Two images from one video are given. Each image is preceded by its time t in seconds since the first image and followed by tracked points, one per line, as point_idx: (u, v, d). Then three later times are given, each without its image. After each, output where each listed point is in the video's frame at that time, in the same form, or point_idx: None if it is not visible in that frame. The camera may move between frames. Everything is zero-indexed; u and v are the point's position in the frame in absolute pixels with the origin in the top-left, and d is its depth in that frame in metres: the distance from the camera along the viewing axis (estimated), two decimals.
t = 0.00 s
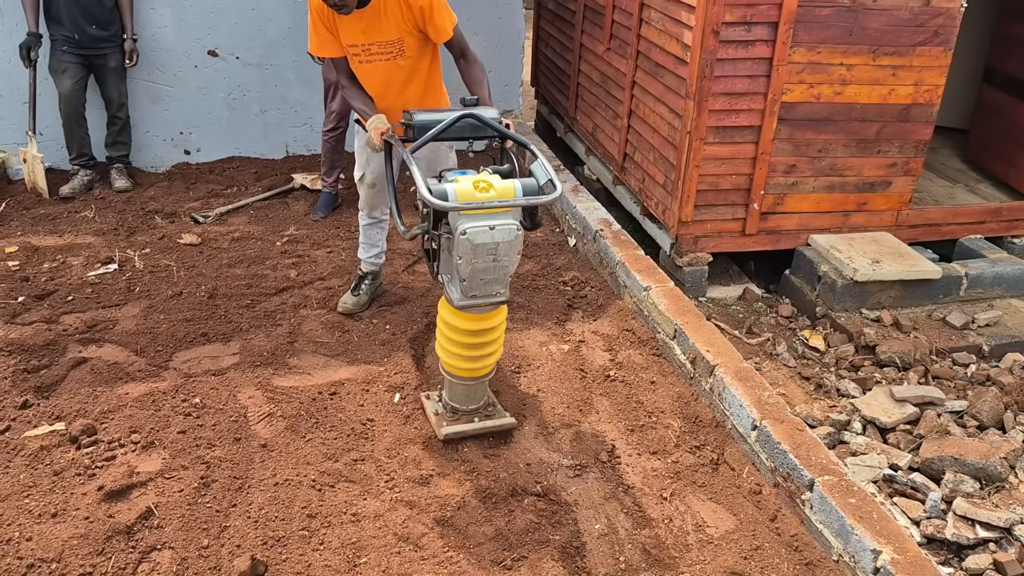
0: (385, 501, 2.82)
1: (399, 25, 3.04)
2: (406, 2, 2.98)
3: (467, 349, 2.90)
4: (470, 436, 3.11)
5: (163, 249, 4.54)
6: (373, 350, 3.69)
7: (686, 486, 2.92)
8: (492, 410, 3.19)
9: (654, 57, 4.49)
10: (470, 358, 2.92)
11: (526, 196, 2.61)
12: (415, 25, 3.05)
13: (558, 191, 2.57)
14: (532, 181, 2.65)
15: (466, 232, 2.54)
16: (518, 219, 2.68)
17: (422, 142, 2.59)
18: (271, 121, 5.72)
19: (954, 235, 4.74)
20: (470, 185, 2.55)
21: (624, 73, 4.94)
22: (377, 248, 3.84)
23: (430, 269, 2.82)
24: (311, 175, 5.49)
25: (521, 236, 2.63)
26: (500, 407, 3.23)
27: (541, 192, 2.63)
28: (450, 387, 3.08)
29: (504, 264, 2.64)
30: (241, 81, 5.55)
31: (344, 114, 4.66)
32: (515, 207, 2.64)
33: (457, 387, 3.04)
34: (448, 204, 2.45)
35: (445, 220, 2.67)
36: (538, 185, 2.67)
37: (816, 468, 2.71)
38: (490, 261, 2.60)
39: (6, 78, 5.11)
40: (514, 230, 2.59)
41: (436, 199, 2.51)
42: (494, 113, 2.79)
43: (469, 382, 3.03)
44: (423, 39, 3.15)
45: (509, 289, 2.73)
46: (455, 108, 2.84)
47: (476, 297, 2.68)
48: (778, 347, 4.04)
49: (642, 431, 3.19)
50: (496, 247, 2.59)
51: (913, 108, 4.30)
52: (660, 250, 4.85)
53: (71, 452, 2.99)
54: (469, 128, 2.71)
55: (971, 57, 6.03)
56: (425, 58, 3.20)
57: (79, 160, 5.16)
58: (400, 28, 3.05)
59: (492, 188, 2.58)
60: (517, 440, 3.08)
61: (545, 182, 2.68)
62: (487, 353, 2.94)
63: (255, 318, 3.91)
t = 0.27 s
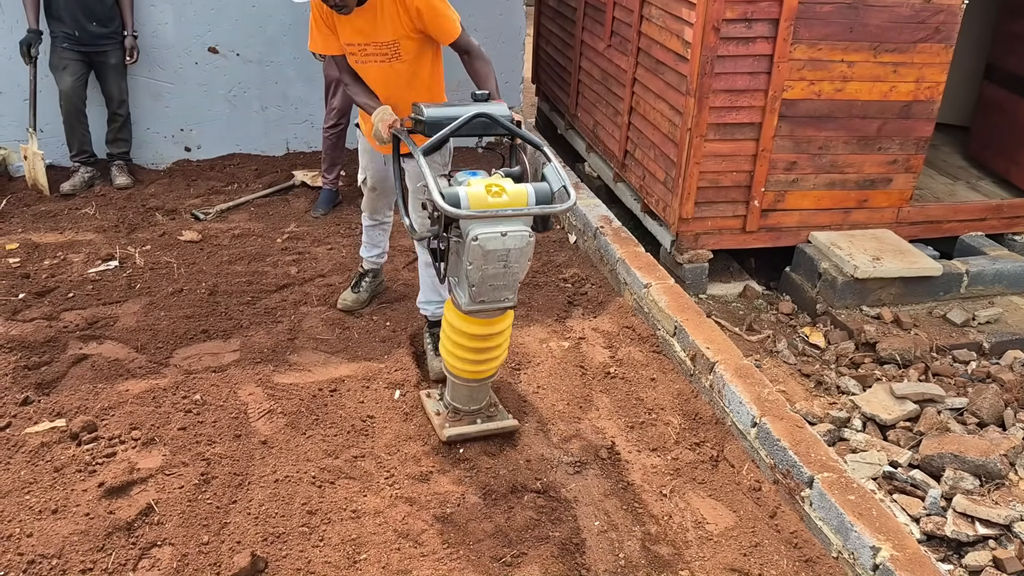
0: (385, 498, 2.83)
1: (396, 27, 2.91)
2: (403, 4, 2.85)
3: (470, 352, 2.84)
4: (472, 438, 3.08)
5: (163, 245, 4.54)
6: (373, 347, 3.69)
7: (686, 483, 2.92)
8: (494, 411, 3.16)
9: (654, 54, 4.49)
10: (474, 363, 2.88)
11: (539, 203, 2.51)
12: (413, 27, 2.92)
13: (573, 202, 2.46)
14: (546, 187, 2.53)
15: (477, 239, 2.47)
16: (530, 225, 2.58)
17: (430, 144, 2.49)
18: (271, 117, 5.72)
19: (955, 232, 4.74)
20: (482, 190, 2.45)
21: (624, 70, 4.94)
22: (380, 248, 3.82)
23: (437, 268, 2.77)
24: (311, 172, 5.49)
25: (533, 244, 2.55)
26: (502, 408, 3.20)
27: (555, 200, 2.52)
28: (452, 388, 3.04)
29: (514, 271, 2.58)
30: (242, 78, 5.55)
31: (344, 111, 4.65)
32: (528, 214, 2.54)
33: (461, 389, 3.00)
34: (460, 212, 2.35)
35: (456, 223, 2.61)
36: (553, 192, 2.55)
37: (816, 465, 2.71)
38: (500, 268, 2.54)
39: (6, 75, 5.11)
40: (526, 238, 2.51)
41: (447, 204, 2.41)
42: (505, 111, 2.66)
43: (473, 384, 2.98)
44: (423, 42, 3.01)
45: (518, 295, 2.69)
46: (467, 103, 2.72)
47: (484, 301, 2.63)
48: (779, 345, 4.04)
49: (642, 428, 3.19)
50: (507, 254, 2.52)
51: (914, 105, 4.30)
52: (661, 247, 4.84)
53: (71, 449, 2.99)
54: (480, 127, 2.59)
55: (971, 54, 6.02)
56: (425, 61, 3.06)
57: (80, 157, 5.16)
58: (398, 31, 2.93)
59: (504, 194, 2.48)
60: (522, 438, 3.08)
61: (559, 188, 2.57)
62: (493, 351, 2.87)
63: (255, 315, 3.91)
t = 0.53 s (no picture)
0: (386, 495, 2.83)
1: (397, 38, 2.88)
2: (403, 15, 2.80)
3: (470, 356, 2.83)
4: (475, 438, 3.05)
5: (164, 242, 4.54)
6: (374, 344, 3.69)
7: (686, 481, 2.92)
8: (498, 411, 3.13)
9: (656, 52, 4.48)
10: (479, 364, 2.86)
11: (540, 212, 2.50)
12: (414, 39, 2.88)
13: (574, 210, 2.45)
14: (547, 194, 2.52)
15: (477, 247, 2.44)
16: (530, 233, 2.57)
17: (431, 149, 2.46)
18: (272, 114, 5.72)
19: (957, 229, 4.73)
20: (483, 198, 2.44)
21: (625, 67, 4.93)
22: (382, 246, 3.81)
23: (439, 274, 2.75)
24: (312, 169, 5.48)
25: (534, 251, 2.53)
26: (506, 408, 3.17)
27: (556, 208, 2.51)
28: (456, 387, 3.02)
29: (515, 279, 2.56)
30: (243, 75, 5.55)
31: (345, 108, 4.65)
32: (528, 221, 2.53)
33: (464, 388, 2.98)
34: (461, 221, 2.34)
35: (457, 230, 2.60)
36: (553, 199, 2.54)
37: (816, 463, 2.71)
38: (500, 276, 2.51)
39: (7, 72, 5.10)
40: (526, 245, 2.49)
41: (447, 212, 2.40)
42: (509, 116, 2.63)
43: (476, 383, 2.96)
44: (428, 53, 2.96)
45: (519, 302, 2.66)
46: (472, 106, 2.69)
47: (484, 309, 2.61)
48: (780, 342, 4.03)
49: (643, 425, 3.19)
50: (507, 262, 2.49)
51: (916, 102, 4.29)
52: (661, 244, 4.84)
53: (72, 446, 3.00)
54: (483, 132, 2.56)
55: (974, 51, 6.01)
56: (428, 72, 3.01)
57: (81, 154, 5.16)
58: (399, 42, 2.89)
59: (506, 202, 2.46)
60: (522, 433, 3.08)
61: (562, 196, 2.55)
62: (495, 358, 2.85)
63: (256, 312, 3.91)
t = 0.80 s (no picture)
0: (387, 488, 2.83)
1: (404, 30, 2.85)
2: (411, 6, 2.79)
3: (474, 355, 2.83)
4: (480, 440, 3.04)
5: (166, 235, 4.54)
6: (375, 337, 3.70)
7: (687, 474, 2.92)
8: (502, 414, 3.11)
9: (658, 45, 4.46)
10: (481, 360, 2.84)
11: (547, 203, 2.48)
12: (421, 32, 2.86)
13: (581, 198, 2.44)
14: (553, 185, 2.51)
15: (483, 239, 2.43)
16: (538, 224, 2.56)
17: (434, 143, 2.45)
18: (273, 107, 5.71)
19: (958, 223, 4.72)
20: (489, 189, 2.44)
21: (627, 60, 4.91)
22: (383, 239, 3.80)
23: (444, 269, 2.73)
24: (313, 162, 5.48)
25: (541, 244, 2.52)
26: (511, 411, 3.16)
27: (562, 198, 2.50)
28: (459, 391, 3.00)
29: (521, 272, 2.54)
30: (244, 68, 5.53)
31: (346, 101, 4.64)
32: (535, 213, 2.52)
33: (467, 392, 2.97)
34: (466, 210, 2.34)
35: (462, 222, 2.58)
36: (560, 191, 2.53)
37: (817, 457, 2.71)
38: (506, 269, 2.50)
39: (8, 65, 5.09)
40: (533, 237, 2.48)
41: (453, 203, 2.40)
42: (514, 109, 2.61)
43: (480, 388, 2.96)
44: (432, 47, 2.95)
45: (525, 296, 2.64)
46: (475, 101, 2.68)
47: (490, 303, 2.59)
48: (781, 336, 4.03)
49: (643, 419, 3.19)
50: (513, 254, 2.48)
51: (918, 95, 4.27)
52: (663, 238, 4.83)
53: (74, 438, 3.00)
54: (487, 126, 2.56)
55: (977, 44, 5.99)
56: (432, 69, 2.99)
57: (82, 147, 5.16)
58: (405, 34, 2.87)
59: (511, 193, 2.46)
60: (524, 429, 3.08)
61: (568, 187, 2.53)
62: (501, 354, 2.84)
63: (257, 306, 3.92)
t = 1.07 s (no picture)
0: (388, 475, 2.85)
1: (403, 18, 2.84)
2: None
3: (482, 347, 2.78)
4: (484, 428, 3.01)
5: (168, 225, 4.55)
6: (377, 326, 3.71)
7: (687, 462, 2.93)
8: (506, 400, 3.09)
9: (660, 35, 4.45)
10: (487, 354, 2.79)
11: (557, 201, 2.43)
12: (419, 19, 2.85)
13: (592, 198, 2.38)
14: (563, 183, 2.46)
15: (493, 237, 2.38)
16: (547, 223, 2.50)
17: (447, 134, 2.42)
18: (276, 98, 5.71)
19: (961, 214, 4.71)
20: (499, 186, 2.39)
21: (630, 50, 4.90)
22: (386, 229, 3.81)
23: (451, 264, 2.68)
24: (316, 153, 5.48)
25: (551, 243, 2.46)
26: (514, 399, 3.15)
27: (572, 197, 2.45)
28: (464, 376, 2.96)
29: (530, 271, 2.49)
30: (246, 59, 5.54)
31: (348, 91, 4.64)
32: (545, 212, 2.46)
33: (472, 376, 2.93)
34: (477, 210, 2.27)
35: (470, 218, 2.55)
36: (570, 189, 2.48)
37: (816, 445, 2.71)
38: (515, 267, 2.45)
39: (11, 55, 5.10)
40: (543, 236, 2.42)
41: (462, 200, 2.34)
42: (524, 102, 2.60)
43: (485, 373, 2.91)
44: (432, 36, 2.95)
45: (533, 293, 2.59)
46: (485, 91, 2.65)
47: (497, 300, 2.54)
48: (782, 326, 4.03)
49: (644, 408, 3.20)
50: (523, 253, 2.43)
51: (921, 86, 4.26)
52: (665, 228, 4.82)
53: (77, 426, 3.02)
54: (499, 118, 2.53)
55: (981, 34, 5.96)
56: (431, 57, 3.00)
57: (85, 137, 5.17)
58: (404, 22, 2.86)
59: (522, 190, 2.40)
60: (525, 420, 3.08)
61: (579, 185, 2.49)
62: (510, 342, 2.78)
63: (260, 295, 3.93)
